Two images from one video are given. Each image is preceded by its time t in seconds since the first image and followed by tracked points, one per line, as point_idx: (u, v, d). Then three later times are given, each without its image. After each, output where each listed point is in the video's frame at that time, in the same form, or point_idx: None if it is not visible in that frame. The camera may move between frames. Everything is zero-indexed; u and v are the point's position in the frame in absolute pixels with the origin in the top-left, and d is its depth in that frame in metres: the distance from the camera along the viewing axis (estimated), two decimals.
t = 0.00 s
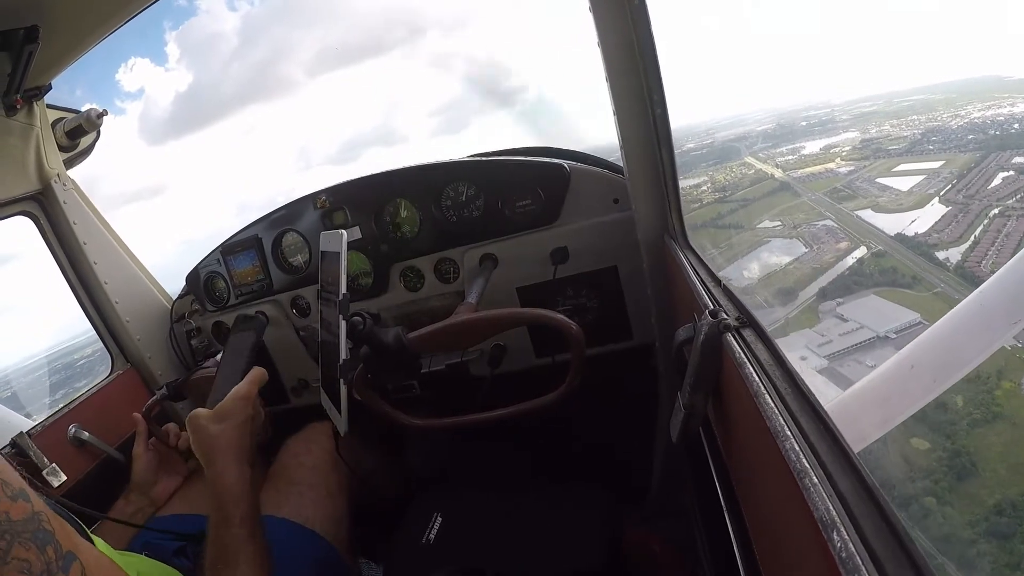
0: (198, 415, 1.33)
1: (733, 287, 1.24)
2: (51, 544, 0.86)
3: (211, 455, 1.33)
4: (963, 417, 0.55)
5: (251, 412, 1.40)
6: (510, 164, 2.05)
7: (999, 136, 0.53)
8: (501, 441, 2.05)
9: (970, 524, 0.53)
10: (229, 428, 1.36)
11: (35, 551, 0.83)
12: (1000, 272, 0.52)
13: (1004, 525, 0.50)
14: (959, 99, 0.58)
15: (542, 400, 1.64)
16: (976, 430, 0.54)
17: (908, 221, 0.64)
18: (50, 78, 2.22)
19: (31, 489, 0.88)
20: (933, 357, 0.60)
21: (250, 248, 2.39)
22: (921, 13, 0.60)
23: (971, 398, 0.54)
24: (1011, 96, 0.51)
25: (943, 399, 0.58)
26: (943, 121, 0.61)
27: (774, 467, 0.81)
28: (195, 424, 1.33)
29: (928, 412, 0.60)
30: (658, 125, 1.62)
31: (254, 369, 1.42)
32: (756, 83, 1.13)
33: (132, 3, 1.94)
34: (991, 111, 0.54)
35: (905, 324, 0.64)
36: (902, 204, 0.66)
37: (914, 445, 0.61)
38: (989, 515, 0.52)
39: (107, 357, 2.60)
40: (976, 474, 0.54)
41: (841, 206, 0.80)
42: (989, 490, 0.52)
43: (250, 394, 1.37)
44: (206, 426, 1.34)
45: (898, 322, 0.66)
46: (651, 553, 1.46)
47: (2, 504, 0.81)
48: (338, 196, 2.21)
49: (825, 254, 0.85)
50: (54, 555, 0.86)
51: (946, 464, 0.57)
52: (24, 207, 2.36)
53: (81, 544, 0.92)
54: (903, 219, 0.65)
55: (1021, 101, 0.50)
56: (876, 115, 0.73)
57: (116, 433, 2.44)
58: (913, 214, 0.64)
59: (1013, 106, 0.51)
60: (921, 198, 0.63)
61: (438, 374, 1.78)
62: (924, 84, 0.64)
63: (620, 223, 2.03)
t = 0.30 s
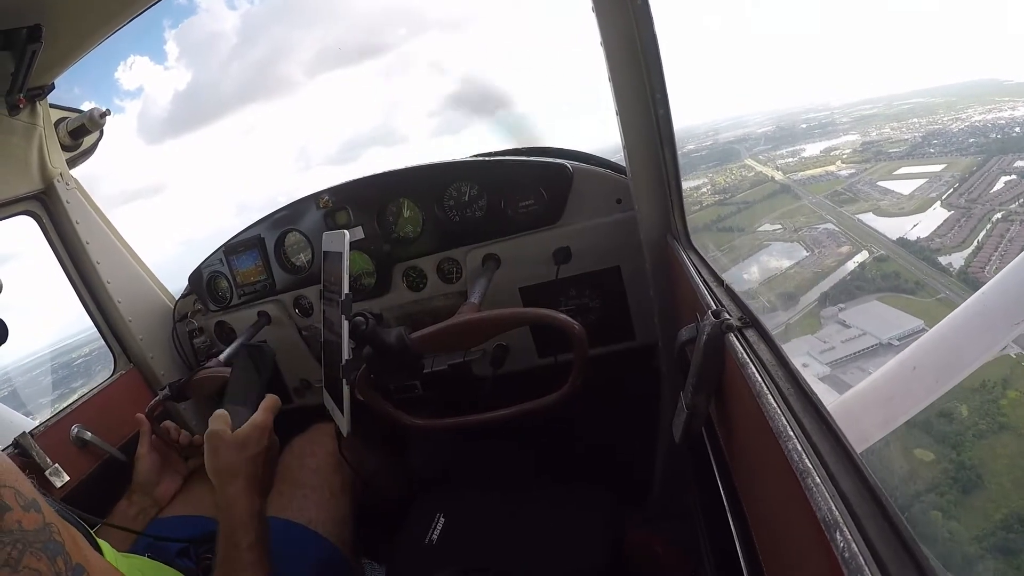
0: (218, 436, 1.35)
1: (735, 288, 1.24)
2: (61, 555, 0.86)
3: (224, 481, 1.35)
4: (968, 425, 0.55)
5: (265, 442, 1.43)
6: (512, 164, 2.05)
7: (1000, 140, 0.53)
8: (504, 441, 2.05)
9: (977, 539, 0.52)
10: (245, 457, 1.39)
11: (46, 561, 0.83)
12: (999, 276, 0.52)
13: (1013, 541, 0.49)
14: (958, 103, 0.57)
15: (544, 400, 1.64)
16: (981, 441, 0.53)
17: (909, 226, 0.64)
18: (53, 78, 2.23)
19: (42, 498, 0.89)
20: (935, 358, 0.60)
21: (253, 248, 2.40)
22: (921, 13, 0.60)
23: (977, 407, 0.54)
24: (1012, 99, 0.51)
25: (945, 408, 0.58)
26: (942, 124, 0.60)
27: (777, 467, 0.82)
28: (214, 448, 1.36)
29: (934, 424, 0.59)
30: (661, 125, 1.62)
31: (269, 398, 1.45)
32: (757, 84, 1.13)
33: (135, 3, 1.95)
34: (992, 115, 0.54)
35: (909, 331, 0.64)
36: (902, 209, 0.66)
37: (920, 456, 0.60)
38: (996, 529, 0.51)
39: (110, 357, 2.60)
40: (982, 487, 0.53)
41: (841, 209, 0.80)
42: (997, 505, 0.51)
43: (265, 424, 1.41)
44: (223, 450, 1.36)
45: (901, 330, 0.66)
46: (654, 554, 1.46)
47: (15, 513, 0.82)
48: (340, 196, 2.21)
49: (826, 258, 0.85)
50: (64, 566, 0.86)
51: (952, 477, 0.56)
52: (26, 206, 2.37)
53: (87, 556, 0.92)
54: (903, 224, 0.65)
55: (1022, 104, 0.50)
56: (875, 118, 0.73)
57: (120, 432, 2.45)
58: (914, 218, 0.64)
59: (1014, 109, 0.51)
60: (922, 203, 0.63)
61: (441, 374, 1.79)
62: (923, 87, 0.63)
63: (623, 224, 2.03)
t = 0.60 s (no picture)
0: (217, 421, 1.34)
1: (736, 288, 1.24)
2: (52, 547, 0.84)
3: (220, 470, 1.34)
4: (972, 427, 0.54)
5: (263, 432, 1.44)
6: (511, 165, 2.05)
7: (999, 136, 0.53)
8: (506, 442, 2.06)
9: (986, 548, 0.51)
10: (243, 446, 1.39)
11: (36, 553, 0.81)
12: (1000, 274, 0.52)
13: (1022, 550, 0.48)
14: (956, 98, 0.57)
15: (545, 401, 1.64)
16: (989, 446, 0.52)
17: (909, 224, 0.65)
18: (54, 82, 2.23)
19: (35, 490, 0.87)
20: (937, 357, 0.60)
21: (253, 251, 2.40)
22: (921, 13, 0.61)
23: (981, 405, 0.53)
24: (1009, 95, 0.51)
25: (952, 411, 0.57)
26: (942, 120, 0.60)
27: (778, 467, 0.82)
28: (212, 433, 1.34)
29: (940, 429, 0.58)
30: (660, 126, 1.62)
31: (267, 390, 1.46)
32: (754, 83, 1.13)
33: (135, 7, 1.95)
34: (989, 111, 0.54)
35: (911, 331, 0.64)
36: (902, 206, 0.66)
37: (926, 461, 0.59)
38: (1005, 537, 0.50)
39: (111, 361, 2.60)
40: (991, 493, 0.52)
41: (841, 206, 0.80)
42: (1006, 511, 0.50)
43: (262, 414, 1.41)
44: (223, 437, 1.35)
45: (904, 330, 0.66)
46: (655, 555, 1.46)
47: (6, 504, 0.80)
48: (340, 199, 2.21)
49: (827, 257, 0.85)
50: (55, 559, 0.84)
51: (960, 484, 0.56)
52: (27, 211, 2.37)
53: (82, 549, 0.90)
54: (904, 222, 0.66)
55: (1020, 99, 0.50)
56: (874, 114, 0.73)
57: (121, 437, 2.45)
58: (914, 215, 0.64)
59: (1011, 105, 0.51)
60: (923, 199, 0.63)
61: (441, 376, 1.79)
62: (922, 83, 0.63)
63: (623, 225, 2.03)
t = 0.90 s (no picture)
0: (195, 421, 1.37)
1: (733, 287, 1.24)
2: (48, 551, 0.84)
3: (205, 469, 1.35)
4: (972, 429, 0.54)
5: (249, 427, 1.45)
6: (509, 164, 2.04)
7: (997, 129, 0.53)
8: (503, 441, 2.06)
9: (999, 556, 0.50)
10: (228, 443, 1.40)
11: (31, 557, 0.81)
12: (1002, 269, 0.52)
13: None
14: (953, 93, 0.58)
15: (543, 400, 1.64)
16: (999, 448, 0.51)
17: (911, 220, 0.64)
18: (50, 79, 2.22)
19: (32, 494, 0.86)
20: (934, 356, 0.60)
21: (251, 249, 2.39)
22: (920, 11, 0.60)
23: (981, 402, 0.53)
24: (1007, 88, 0.51)
25: (961, 414, 0.56)
26: (939, 115, 0.60)
27: (774, 466, 0.82)
28: (194, 435, 1.37)
29: (948, 431, 0.57)
30: (658, 125, 1.62)
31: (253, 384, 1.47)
32: (751, 80, 1.13)
33: (133, 5, 1.94)
34: (986, 104, 0.54)
35: (913, 331, 0.63)
36: (902, 202, 0.66)
37: (934, 466, 0.58)
38: (1017, 545, 0.49)
39: (108, 359, 2.60)
40: (1001, 499, 0.51)
41: (841, 203, 0.79)
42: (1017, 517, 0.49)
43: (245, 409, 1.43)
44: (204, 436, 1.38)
45: (908, 330, 0.64)
46: (653, 555, 1.46)
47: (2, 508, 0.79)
48: (338, 197, 2.21)
49: (828, 254, 0.84)
50: (51, 563, 0.84)
51: (969, 489, 0.54)
52: (24, 209, 2.37)
53: (80, 554, 0.89)
54: (906, 219, 0.65)
55: (1018, 92, 0.50)
56: (870, 110, 0.73)
57: (118, 436, 2.44)
58: (916, 211, 0.63)
59: (1010, 98, 0.51)
60: (924, 194, 0.63)
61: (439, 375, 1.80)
62: (918, 79, 0.64)
63: (620, 224, 2.03)
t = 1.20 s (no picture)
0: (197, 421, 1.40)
1: (733, 288, 1.24)
2: (46, 548, 0.83)
3: (206, 469, 1.36)
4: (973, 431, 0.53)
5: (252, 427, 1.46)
6: (509, 165, 2.04)
7: (998, 131, 0.53)
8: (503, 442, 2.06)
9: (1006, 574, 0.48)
10: (229, 442, 1.41)
11: (30, 554, 0.80)
12: (1003, 271, 0.51)
13: None
14: (954, 95, 0.58)
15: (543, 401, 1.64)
16: (1005, 461, 0.50)
17: (914, 223, 0.64)
18: (50, 82, 2.22)
19: (30, 490, 0.85)
20: (933, 358, 0.60)
21: (251, 251, 2.39)
22: (920, 11, 0.60)
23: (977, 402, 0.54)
24: (1008, 90, 0.51)
25: (967, 424, 0.54)
26: (940, 116, 0.60)
27: (775, 467, 0.82)
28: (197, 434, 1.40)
29: (955, 443, 0.55)
30: (658, 126, 1.62)
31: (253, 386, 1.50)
32: (752, 81, 1.13)
33: (132, 7, 1.94)
34: (987, 106, 0.54)
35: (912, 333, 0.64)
36: (905, 205, 0.66)
37: (940, 479, 0.56)
38: None
39: (108, 361, 2.60)
40: (1007, 514, 0.49)
41: (842, 205, 0.80)
42: None
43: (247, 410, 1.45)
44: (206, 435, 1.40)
45: (915, 338, 0.63)
46: (653, 555, 1.46)
47: (2, 504, 0.78)
48: (338, 198, 2.21)
49: (830, 259, 0.84)
50: (49, 560, 0.83)
51: (976, 504, 0.53)
52: (23, 211, 2.37)
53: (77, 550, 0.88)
54: (908, 222, 0.65)
55: (1019, 95, 0.51)
56: (870, 112, 0.73)
57: (117, 437, 2.44)
58: (918, 215, 0.64)
59: (1011, 100, 0.51)
60: (926, 197, 0.63)
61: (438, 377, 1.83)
62: (918, 81, 0.64)
63: (620, 225, 2.03)
